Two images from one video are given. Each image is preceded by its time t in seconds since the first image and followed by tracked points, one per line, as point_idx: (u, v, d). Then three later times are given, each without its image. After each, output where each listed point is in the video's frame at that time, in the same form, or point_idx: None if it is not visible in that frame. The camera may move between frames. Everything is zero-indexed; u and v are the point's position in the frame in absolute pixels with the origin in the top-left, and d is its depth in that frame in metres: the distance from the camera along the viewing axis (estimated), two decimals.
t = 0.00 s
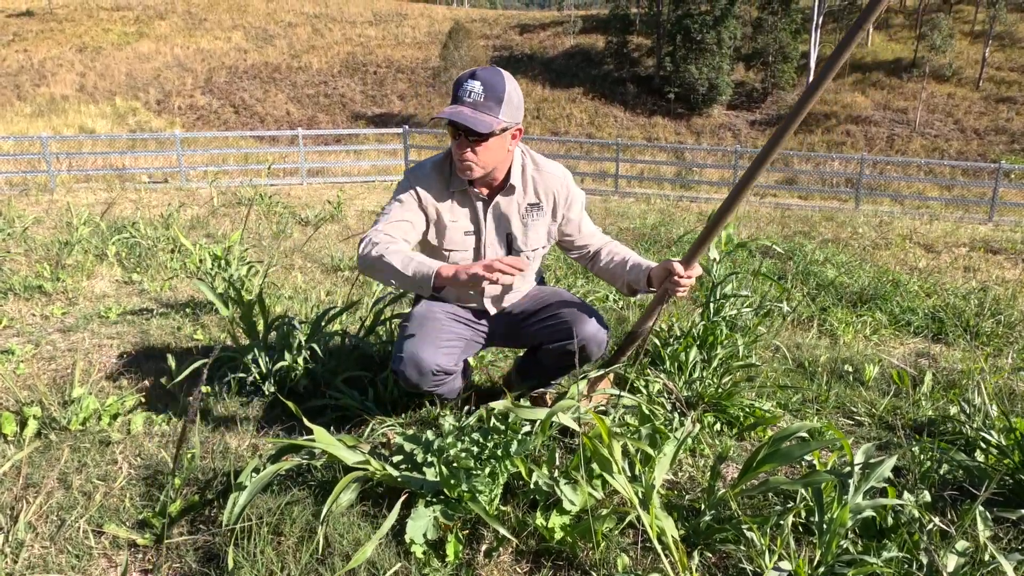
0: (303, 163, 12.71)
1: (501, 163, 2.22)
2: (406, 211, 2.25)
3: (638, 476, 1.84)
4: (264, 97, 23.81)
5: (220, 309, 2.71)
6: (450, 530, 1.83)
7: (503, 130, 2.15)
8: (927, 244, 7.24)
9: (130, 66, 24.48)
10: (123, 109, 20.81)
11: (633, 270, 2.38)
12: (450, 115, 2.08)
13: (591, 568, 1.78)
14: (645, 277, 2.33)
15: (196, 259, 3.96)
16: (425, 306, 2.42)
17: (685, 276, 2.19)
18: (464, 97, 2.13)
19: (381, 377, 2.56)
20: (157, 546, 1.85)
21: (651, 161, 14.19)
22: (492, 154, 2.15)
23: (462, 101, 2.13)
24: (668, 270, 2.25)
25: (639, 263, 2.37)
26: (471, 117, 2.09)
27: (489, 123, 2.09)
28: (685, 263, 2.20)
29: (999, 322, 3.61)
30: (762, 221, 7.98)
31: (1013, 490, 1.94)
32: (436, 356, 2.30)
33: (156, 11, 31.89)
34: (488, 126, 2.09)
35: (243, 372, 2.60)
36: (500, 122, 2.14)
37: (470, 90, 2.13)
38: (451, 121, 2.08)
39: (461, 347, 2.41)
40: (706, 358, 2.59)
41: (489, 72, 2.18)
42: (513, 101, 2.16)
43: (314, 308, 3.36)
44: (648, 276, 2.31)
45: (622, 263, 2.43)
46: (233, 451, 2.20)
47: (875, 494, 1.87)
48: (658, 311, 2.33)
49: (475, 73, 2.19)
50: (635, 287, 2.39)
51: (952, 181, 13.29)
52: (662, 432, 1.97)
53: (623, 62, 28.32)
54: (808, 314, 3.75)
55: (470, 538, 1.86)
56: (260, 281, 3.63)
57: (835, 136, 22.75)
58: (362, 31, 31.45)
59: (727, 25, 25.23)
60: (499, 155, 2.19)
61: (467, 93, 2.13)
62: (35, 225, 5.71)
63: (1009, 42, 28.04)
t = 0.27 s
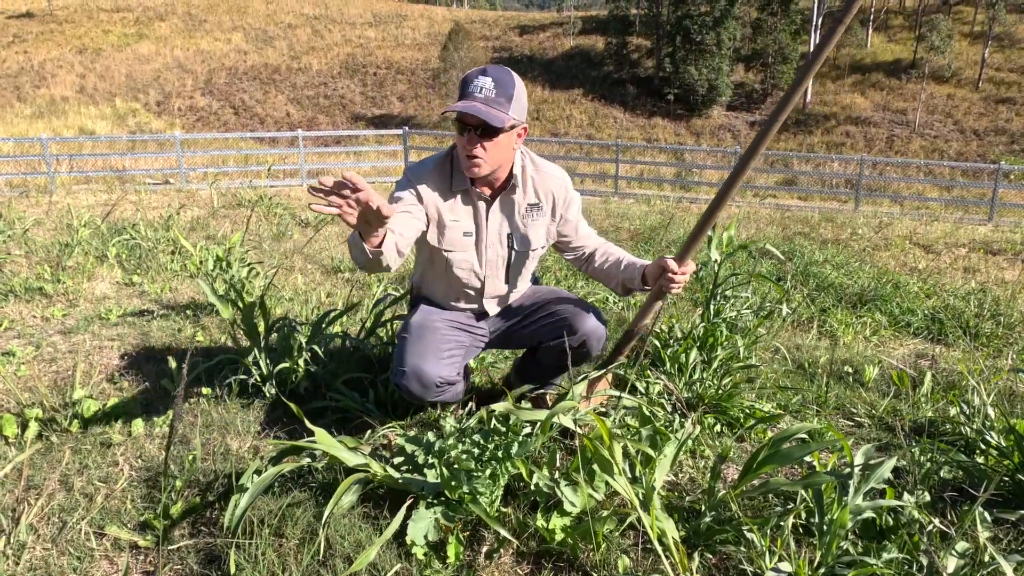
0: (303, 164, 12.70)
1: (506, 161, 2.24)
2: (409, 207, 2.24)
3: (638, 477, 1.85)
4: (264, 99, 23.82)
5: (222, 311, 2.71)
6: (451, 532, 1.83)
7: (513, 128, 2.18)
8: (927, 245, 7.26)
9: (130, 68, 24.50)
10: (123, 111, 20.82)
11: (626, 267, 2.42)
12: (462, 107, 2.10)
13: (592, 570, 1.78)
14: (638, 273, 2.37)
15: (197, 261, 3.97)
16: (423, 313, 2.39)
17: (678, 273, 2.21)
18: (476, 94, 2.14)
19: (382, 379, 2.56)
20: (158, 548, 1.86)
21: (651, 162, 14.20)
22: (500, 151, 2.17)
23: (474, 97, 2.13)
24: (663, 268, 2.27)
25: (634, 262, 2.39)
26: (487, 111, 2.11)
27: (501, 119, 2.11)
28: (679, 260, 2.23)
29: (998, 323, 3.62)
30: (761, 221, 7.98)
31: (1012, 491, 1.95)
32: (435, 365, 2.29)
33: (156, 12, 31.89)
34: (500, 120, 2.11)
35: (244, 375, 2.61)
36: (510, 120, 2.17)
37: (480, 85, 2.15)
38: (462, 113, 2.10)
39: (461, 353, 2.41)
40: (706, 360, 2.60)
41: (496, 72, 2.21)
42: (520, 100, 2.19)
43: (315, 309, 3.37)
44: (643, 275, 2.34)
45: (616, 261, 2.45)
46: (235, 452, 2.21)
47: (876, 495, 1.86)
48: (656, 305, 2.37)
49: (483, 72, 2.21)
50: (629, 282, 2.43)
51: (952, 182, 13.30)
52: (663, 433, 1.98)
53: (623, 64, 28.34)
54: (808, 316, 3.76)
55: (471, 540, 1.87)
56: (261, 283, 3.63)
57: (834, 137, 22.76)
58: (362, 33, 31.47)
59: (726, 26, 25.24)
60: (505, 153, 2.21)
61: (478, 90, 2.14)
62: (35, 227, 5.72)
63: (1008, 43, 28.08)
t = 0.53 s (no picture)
0: (303, 166, 12.71)
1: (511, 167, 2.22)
2: (417, 225, 2.16)
3: (639, 478, 1.84)
4: (264, 100, 23.83)
5: (222, 312, 2.71)
6: (451, 533, 1.83)
7: (520, 136, 2.16)
8: (926, 245, 7.27)
9: (130, 70, 24.51)
10: (123, 113, 20.82)
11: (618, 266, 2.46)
12: (478, 125, 2.03)
13: (592, 570, 1.78)
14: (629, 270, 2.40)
15: (197, 262, 3.97)
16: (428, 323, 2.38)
17: (669, 273, 2.21)
18: (486, 108, 2.06)
19: (382, 381, 2.56)
20: (159, 549, 1.85)
21: (651, 163, 14.21)
22: (510, 160, 2.15)
23: (486, 109, 2.06)
24: (654, 267, 2.30)
25: (626, 261, 2.43)
26: (503, 125, 2.06)
27: (517, 132, 2.08)
28: (669, 260, 2.23)
29: (998, 324, 3.62)
30: (762, 222, 7.99)
31: (1012, 490, 1.95)
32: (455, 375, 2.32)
33: (155, 13, 31.88)
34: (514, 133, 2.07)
35: (244, 377, 2.61)
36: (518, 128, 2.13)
37: (490, 96, 2.08)
38: (478, 129, 2.03)
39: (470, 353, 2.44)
40: (707, 361, 2.60)
41: (494, 78, 2.13)
42: (524, 106, 2.16)
43: (315, 311, 3.37)
44: (635, 274, 2.36)
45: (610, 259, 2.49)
46: (235, 454, 2.21)
47: (876, 496, 1.86)
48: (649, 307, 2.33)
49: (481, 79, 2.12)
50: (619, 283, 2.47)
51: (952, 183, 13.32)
52: (663, 433, 1.97)
53: (622, 65, 28.36)
54: (808, 316, 3.76)
55: (472, 541, 1.87)
56: (261, 284, 3.64)
57: (834, 138, 22.78)
58: (361, 34, 31.49)
59: (726, 27, 25.25)
60: (512, 161, 2.19)
61: (487, 102, 2.07)
62: (35, 229, 5.72)
63: (1007, 43, 28.12)
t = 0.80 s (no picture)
0: (303, 168, 12.71)
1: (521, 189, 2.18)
2: (435, 254, 2.17)
3: (639, 479, 1.84)
4: (263, 102, 23.83)
5: (222, 314, 2.71)
6: (451, 534, 1.83)
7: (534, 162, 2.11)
8: (926, 246, 7.27)
9: (130, 72, 24.52)
10: (123, 114, 20.84)
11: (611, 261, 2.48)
12: (502, 172, 1.95)
13: (593, 571, 1.78)
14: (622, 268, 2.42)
15: (196, 264, 3.97)
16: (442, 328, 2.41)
17: (659, 268, 2.23)
18: (504, 147, 1.98)
19: (382, 382, 2.55)
20: (159, 551, 1.85)
21: (650, 164, 14.21)
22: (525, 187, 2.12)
23: (504, 149, 1.98)
24: (643, 262, 2.31)
25: (618, 257, 2.45)
26: (523, 165, 1.99)
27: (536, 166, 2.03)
28: (657, 253, 2.24)
29: (998, 324, 3.62)
30: (761, 223, 7.99)
31: (1013, 491, 1.94)
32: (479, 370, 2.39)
33: (155, 15, 31.90)
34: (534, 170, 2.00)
35: (244, 378, 2.60)
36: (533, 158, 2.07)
37: (508, 133, 1.99)
38: (502, 177, 1.95)
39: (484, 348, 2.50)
40: (706, 361, 2.60)
41: (504, 107, 2.03)
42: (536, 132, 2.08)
43: (314, 312, 3.37)
44: (626, 271, 2.39)
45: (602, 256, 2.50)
46: (234, 455, 2.20)
47: (877, 495, 1.85)
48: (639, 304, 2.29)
49: (492, 109, 2.02)
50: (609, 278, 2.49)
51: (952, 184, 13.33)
52: (663, 434, 1.97)
53: (621, 66, 28.38)
54: (808, 317, 3.75)
55: (471, 542, 1.87)
56: (261, 286, 3.64)
57: (833, 139, 22.80)
58: (361, 36, 31.51)
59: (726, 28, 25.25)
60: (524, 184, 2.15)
61: (505, 141, 1.98)
62: (35, 231, 5.73)
63: (1007, 44, 28.15)
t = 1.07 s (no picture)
0: (302, 169, 12.71)
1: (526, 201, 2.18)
2: (439, 260, 2.14)
3: (638, 480, 1.84)
4: (263, 104, 23.83)
5: (222, 316, 2.72)
6: (451, 537, 1.83)
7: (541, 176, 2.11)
8: (925, 246, 7.29)
9: (129, 74, 24.51)
10: (122, 117, 20.84)
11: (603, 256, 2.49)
12: (510, 191, 1.96)
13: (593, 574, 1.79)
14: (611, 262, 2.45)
15: (196, 266, 3.97)
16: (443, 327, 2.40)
17: (643, 258, 2.25)
18: (513, 165, 1.98)
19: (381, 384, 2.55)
20: (157, 554, 1.85)
21: (650, 165, 14.22)
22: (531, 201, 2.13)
23: (514, 165, 1.98)
24: (628, 254, 2.34)
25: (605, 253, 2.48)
26: (530, 184, 1.99)
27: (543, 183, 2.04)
28: (640, 244, 2.26)
29: (998, 325, 3.63)
30: (760, 224, 8.00)
31: (1012, 491, 1.94)
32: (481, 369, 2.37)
33: (154, 17, 31.89)
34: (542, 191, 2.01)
35: (244, 381, 2.61)
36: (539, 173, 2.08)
37: (517, 152, 1.98)
38: (510, 196, 1.96)
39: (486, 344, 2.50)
40: (706, 362, 2.60)
41: (512, 123, 2.02)
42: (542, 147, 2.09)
43: (314, 314, 3.37)
44: (613, 265, 2.42)
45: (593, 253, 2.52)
46: (233, 457, 2.20)
47: (877, 496, 1.85)
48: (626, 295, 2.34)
49: (499, 125, 2.00)
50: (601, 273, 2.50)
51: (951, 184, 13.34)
52: (663, 436, 1.96)
53: (620, 67, 28.41)
54: (808, 318, 3.75)
55: (471, 545, 1.87)
56: (260, 288, 3.64)
57: (832, 139, 22.82)
58: (359, 38, 31.51)
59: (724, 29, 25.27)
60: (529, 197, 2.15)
61: (514, 158, 1.98)
62: (34, 233, 5.73)
63: (1005, 44, 28.21)
